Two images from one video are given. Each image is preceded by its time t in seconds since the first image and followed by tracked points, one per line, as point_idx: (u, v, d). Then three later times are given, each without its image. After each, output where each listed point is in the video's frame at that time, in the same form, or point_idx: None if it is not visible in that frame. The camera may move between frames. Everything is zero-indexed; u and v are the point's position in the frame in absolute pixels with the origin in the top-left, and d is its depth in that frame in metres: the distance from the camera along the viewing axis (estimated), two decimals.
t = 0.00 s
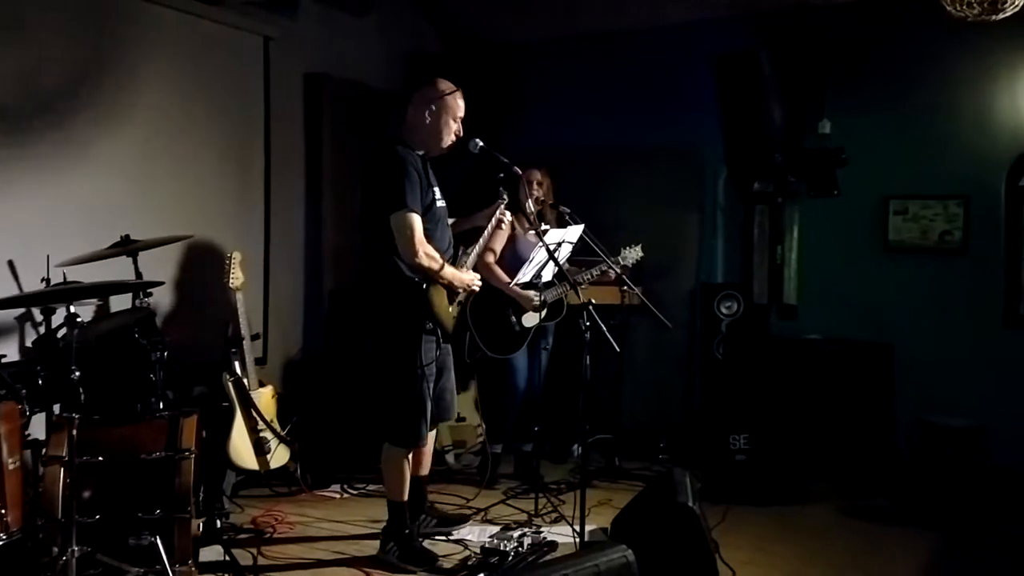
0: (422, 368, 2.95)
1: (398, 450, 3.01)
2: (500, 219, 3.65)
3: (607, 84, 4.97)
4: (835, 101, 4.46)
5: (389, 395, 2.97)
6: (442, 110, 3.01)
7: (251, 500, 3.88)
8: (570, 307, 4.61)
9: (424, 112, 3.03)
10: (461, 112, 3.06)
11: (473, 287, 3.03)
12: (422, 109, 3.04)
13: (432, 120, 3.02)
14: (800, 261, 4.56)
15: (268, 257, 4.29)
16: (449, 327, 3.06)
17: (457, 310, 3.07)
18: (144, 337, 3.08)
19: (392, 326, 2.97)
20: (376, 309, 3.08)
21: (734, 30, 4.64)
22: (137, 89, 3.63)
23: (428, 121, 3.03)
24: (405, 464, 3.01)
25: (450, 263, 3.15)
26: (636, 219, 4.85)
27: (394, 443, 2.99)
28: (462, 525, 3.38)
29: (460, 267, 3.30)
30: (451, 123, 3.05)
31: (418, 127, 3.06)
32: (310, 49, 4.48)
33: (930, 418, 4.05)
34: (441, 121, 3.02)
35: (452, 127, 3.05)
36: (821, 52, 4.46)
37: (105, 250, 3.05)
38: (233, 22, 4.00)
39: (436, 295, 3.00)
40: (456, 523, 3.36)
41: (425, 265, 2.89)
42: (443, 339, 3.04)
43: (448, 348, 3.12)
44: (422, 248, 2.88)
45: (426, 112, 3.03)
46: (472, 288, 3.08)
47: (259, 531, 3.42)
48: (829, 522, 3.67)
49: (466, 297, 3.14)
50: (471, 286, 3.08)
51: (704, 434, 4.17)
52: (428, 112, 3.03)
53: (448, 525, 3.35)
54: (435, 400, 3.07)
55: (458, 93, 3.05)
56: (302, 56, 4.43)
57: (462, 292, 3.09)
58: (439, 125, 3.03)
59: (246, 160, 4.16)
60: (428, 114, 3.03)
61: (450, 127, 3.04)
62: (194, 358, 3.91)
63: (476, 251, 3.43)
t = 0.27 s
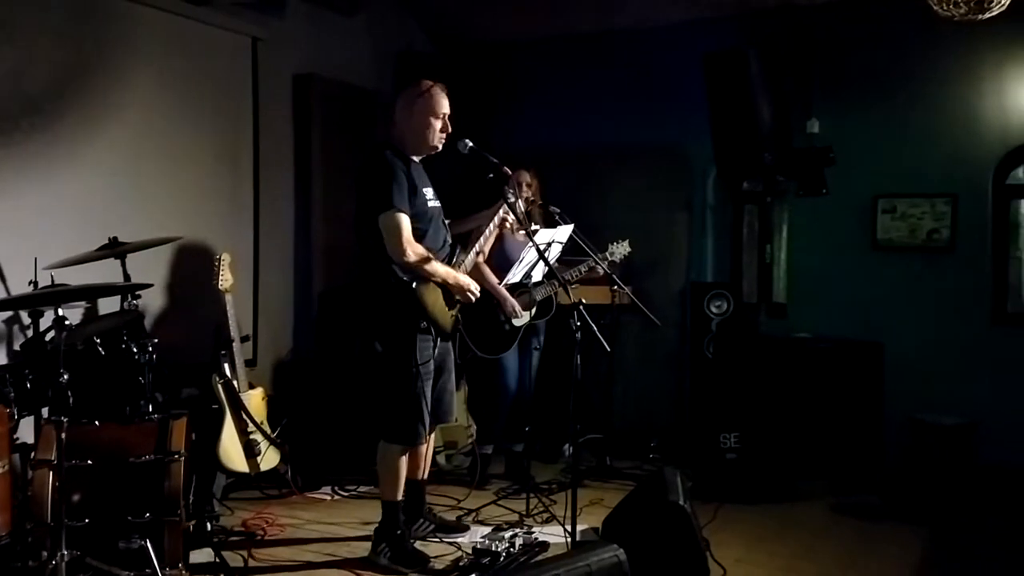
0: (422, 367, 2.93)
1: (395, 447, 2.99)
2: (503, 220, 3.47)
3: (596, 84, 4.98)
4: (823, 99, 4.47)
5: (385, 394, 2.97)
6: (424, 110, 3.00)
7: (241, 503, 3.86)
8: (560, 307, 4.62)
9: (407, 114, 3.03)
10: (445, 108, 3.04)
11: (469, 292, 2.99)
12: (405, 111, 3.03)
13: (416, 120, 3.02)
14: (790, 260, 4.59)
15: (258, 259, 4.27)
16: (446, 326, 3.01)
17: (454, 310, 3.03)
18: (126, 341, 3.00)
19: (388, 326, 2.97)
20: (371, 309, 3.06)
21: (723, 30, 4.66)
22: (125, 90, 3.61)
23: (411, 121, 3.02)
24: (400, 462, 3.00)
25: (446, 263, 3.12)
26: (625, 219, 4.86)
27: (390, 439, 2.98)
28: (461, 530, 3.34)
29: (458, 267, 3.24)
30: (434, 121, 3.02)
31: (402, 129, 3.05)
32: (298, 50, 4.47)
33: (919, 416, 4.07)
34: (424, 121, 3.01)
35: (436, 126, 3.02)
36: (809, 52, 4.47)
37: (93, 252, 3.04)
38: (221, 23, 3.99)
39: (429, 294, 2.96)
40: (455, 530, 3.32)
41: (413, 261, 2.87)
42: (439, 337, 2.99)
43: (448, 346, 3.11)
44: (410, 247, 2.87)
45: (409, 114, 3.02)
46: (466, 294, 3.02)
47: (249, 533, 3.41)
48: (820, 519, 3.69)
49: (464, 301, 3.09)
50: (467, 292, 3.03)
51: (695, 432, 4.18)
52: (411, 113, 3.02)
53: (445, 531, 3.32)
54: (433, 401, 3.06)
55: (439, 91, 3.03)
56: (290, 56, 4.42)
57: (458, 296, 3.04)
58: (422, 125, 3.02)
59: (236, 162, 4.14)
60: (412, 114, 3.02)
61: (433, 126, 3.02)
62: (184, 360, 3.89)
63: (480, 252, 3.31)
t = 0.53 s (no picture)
0: (417, 366, 2.94)
1: (393, 447, 2.98)
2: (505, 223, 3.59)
3: (588, 84, 4.99)
4: (815, 98, 4.49)
5: (380, 395, 2.96)
6: (413, 111, 3.00)
7: (235, 505, 3.85)
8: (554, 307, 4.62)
9: (398, 116, 3.03)
10: (435, 109, 3.03)
11: (463, 285, 3.01)
12: (397, 113, 3.04)
13: (406, 121, 3.02)
14: (782, 257, 4.61)
15: (250, 261, 4.26)
16: (439, 326, 3.01)
17: (448, 309, 3.03)
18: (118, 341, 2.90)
19: (381, 327, 2.96)
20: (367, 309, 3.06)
21: (714, 29, 4.66)
22: (116, 93, 3.60)
23: (402, 123, 3.03)
24: (400, 461, 2.99)
25: (441, 263, 3.11)
26: (618, 218, 4.86)
27: (388, 439, 2.97)
28: (456, 529, 3.35)
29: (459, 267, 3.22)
30: (422, 121, 3.01)
31: (395, 132, 3.06)
32: (290, 51, 4.46)
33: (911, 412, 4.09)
34: (413, 123, 3.00)
35: (425, 126, 3.01)
36: (800, 50, 4.48)
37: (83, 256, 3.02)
38: (213, 25, 3.98)
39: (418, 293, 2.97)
40: (449, 529, 3.33)
41: (398, 264, 2.87)
42: (432, 338, 3.00)
43: (446, 346, 3.11)
44: (395, 248, 2.86)
45: (399, 116, 3.03)
46: (463, 287, 3.05)
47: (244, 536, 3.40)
48: (814, 517, 3.70)
49: (460, 298, 3.09)
50: (462, 285, 3.04)
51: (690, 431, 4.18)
52: (403, 116, 3.02)
53: (441, 532, 3.32)
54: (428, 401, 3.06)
55: (427, 93, 3.02)
56: (281, 56, 4.41)
57: (453, 291, 3.05)
58: (411, 126, 3.02)
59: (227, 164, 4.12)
60: (402, 117, 3.02)
61: (422, 126, 3.01)
62: (177, 363, 3.89)
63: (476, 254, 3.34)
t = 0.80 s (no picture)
0: (417, 367, 2.93)
1: (390, 448, 2.97)
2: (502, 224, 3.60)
3: (583, 84, 4.99)
4: (809, 96, 4.49)
5: (380, 396, 2.96)
6: (408, 113, 3.00)
7: (233, 508, 3.84)
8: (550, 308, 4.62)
9: (392, 118, 3.03)
10: (430, 110, 3.03)
11: (460, 290, 3.00)
12: (391, 114, 3.04)
13: (400, 123, 3.01)
14: (779, 256, 4.60)
15: (246, 264, 4.25)
16: (438, 327, 3.00)
17: (446, 309, 3.02)
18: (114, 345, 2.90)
19: (378, 328, 2.96)
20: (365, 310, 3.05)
21: (709, 28, 4.67)
22: (110, 97, 3.60)
23: (396, 125, 3.03)
24: (396, 463, 2.98)
25: (438, 264, 3.10)
26: (615, 217, 4.86)
27: (387, 440, 2.96)
28: (454, 530, 3.35)
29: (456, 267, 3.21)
30: (416, 123, 3.01)
31: (389, 133, 3.06)
32: (282, 52, 4.44)
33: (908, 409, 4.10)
34: (407, 125, 3.00)
35: (419, 128, 3.01)
36: (794, 48, 4.49)
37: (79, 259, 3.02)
38: (207, 27, 3.98)
39: (414, 293, 2.96)
40: (448, 530, 3.33)
41: (394, 264, 2.86)
42: (431, 338, 2.99)
43: (446, 346, 3.11)
44: (392, 248, 2.86)
45: (394, 118, 3.03)
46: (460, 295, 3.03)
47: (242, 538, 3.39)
48: (812, 514, 3.70)
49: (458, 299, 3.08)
50: (461, 291, 3.03)
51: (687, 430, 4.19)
52: (397, 118, 3.02)
53: (439, 532, 3.32)
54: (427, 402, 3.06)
55: (421, 94, 3.02)
56: (276, 58, 4.41)
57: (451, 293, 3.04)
58: (405, 127, 3.02)
59: (222, 166, 4.11)
60: (396, 119, 3.02)
61: (416, 128, 3.01)
62: (173, 366, 3.88)
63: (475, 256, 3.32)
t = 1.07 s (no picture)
0: (415, 367, 2.93)
1: (388, 448, 2.97)
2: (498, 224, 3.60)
3: (580, 83, 4.99)
4: (806, 95, 4.49)
5: (377, 396, 2.95)
6: (406, 111, 2.99)
7: (230, 508, 3.84)
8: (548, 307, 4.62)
9: (391, 116, 3.02)
10: (427, 107, 3.03)
11: (459, 283, 3.01)
12: (389, 112, 3.03)
13: (399, 121, 3.01)
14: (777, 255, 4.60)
15: (243, 264, 4.24)
16: (437, 326, 2.99)
17: (444, 308, 3.02)
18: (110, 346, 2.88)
19: (376, 328, 2.96)
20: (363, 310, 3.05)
21: (705, 27, 4.67)
22: (106, 97, 3.60)
23: (395, 122, 3.02)
24: (395, 463, 2.98)
25: (435, 263, 3.10)
26: (612, 217, 4.86)
27: (385, 440, 2.96)
28: (452, 529, 3.34)
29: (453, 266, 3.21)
30: (416, 120, 3.00)
31: (387, 131, 3.04)
32: (278, 51, 4.44)
33: (905, 407, 4.10)
34: (406, 122, 3.00)
35: (419, 124, 3.01)
36: (791, 47, 4.49)
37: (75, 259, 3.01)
38: (205, 27, 3.97)
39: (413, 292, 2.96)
40: (446, 530, 3.33)
41: (393, 263, 2.86)
42: (430, 339, 2.98)
43: (443, 347, 3.10)
44: (391, 247, 2.86)
45: (392, 116, 3.02)
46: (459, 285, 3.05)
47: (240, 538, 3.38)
48: (810, 513, 3.70)
49: (456, 297, 3.09)
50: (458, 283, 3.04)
51: (685, 429, 4.18)
52: (395, 117, 3.01)
53: (437, 532, 3.32)
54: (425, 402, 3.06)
55: (418, 92, 3.02)
56: (272, 58, 4.40)
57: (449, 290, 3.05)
58: (404, 125, 3.01)
59: (219, 166, 4.11)
60: (394, 118, 3.02)
61: (416, 125, 3.01)
62: (170, 366, 3.87)
63: (472, 252, 3.31)
